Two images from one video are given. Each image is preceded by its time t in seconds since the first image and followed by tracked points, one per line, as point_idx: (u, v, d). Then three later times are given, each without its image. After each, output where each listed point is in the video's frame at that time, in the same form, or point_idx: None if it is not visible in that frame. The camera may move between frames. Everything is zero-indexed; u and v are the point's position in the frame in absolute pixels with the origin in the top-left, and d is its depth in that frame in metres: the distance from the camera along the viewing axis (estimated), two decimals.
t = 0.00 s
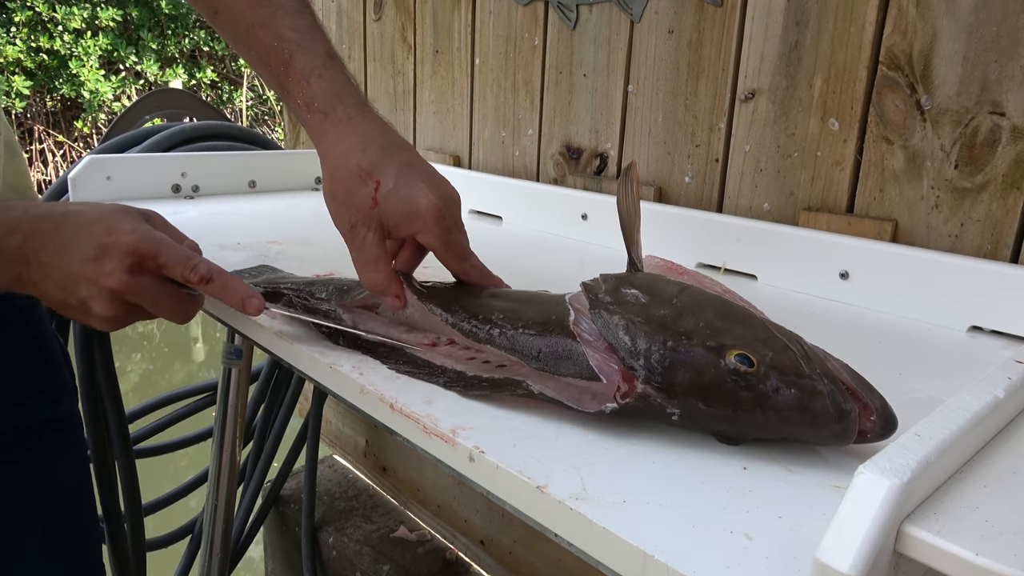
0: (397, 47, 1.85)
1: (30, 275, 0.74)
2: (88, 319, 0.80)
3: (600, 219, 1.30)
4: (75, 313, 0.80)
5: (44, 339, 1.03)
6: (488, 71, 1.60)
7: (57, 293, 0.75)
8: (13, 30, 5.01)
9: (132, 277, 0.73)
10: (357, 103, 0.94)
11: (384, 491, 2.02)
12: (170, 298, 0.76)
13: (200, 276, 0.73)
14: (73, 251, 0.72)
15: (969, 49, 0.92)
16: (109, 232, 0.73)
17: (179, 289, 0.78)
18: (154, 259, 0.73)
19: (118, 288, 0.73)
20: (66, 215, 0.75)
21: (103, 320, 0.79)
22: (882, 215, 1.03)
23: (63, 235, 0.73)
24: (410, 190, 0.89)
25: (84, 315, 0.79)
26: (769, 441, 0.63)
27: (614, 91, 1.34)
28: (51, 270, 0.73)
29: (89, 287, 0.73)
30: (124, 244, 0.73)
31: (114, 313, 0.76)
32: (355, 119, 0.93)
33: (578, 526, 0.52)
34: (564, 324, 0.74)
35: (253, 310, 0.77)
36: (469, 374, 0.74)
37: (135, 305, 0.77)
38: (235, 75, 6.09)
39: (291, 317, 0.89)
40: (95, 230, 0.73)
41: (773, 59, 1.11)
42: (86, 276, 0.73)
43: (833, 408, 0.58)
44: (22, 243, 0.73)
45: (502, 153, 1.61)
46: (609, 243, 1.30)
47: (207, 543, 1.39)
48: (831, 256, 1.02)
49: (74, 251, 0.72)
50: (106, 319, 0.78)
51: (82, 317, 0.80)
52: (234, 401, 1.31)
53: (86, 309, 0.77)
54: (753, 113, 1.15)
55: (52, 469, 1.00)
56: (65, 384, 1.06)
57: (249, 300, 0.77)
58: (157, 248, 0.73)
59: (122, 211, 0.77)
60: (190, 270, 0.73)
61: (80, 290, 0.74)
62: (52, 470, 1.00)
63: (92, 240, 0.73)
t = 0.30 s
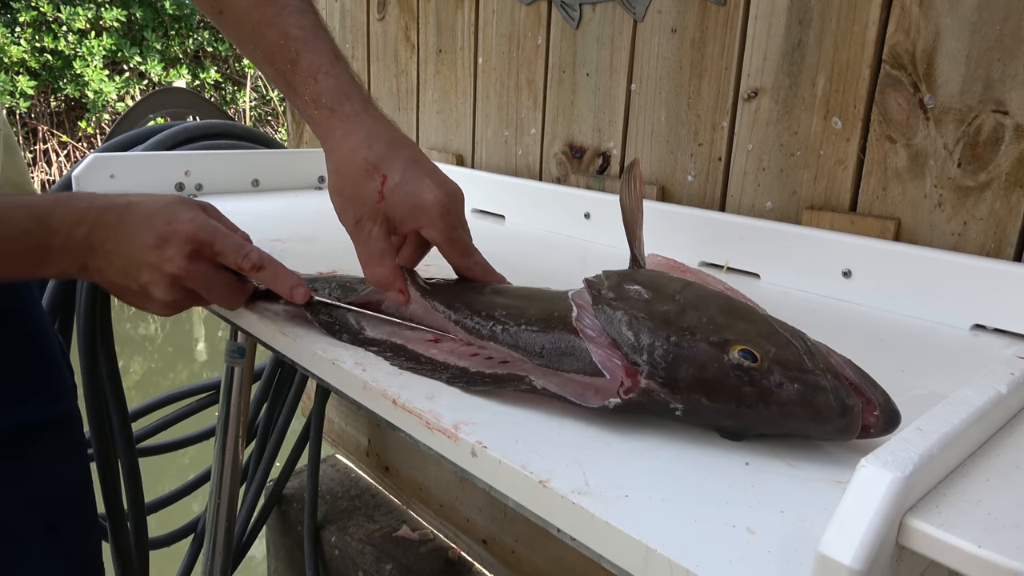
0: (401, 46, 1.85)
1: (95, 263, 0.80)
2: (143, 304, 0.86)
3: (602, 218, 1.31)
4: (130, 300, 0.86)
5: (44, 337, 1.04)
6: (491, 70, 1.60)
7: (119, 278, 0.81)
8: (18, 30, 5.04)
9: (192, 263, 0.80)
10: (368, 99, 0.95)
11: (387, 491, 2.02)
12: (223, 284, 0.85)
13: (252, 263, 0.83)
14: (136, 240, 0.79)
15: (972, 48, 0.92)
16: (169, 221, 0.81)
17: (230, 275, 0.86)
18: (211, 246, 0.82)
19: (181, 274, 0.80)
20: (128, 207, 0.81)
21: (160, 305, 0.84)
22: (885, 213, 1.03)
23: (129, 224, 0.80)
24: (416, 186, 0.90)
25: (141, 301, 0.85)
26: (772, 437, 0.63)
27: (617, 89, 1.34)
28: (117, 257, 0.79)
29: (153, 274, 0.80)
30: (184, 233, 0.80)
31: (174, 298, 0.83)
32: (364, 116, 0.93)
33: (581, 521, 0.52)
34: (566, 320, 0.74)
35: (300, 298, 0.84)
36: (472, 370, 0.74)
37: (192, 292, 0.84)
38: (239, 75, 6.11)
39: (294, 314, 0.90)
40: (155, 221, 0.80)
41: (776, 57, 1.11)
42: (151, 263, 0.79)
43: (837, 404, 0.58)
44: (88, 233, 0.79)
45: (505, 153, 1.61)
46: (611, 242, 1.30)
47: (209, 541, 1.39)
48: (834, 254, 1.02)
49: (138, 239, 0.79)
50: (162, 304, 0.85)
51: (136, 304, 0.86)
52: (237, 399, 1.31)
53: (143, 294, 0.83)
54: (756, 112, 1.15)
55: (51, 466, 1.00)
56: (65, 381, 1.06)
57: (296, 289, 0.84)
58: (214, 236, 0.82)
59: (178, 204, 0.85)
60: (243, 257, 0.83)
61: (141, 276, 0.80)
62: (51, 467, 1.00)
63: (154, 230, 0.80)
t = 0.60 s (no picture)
0: (407, 44, 1.86)
1: (79, 243, 0.78)
2: (123, 286, 0.84)
3: (611, 213, 1.31)
4: (111, 281, 0.84)
5: (55, 334, 1.04)
6: (498, 66, 1.61)
7: (101, 258, 0.79)
8: (20, 30, 5.06)
9: (178, 244, 0.79)
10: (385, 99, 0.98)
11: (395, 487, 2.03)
12: (207, 268, 0.84)
13: (238, 248, 0.82)
14: (123, 219, 0.78)
15: (983, 41, 0.93)
16: (157, 201, 0.80)
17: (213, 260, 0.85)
18: (199, 228, 0.81)
19: (167, 253, 0.79)
20: (116, 186, 0.80)
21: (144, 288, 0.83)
22: (895, 207, 1.04)
23: (115, 203, 0.78)
24: (437, 182, 0.93)
25: (122, 283, 0.83)
26: (790, 428, 0.63)
27: (626, 85, 1.35)
28: (101, 236, 0.78)
29: (138, 252, 0.78)
30: (173, 213, 0.80)
31: (156, 279, 0.81)
32: (383, 115, 0.96)
33: (602, 511, 0.53)
34: (583, 313, 0.75)
35: (282, 285, 0.84)
36: (488, 363, 0.74)
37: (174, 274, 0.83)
38: (241, 74, 6.11)
39: (308, 309, 0.90)
40: (143, 201, 0.79)
41: (785, 52, 1.11)
42: (137, 242, 0.78)
43: (854, 393, 0.59)
44: (73, 213, 0.77)
45: (512, 149, 1.62)
46: (620, 237, 1.30)
47: (220, 538, 1.39)
48: (844, 248, 1.02)
49: (127, 218, 0.78)
50: (144, 286, 0.83)
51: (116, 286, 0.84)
52: (246, 395, 1.32)
53: (126, 275, 0.81)
54: (765, 106, 1.15)
55: (65, 458, 1.01)
56: (77, 376, 1.07)
57: (279, 275, 0.83)
58: (203, 218, 0.81)
59: (167, 186, 0.84)
60: (229, 241, 0.82)
61: (125, 256, 0.79)
62: (65, 460, 1.01)
63: (142, 209, 0.79)
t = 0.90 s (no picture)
0: (414, 34, 1.86)
1: None
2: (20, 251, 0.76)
3: (618, 204, 1.31)
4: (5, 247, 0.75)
5: (67, 320, 1.05)
6: (505, 57, 1.61)
7: None
8: (22, 19, 5.04)
9: (82, 211, 0.73)
10: (420, 80, 0.99)
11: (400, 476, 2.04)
12: (114, 229, 0.77)
13: (151, 211, 0.75)
14: (19, 186, 0.69)
15: (992, 33, 0.93)
16: (57, 164, 0.72)
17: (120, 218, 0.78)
18: (105, 193, 0.73)
19: (71, 220, 0.72)
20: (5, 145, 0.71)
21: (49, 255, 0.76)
22: (903, 198, 1.04)
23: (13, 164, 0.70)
24: (465, 163, 0.94)
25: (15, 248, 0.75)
26: (801, 416, 0.64)
27: (633, 75, 1.35)
28: None
29: (37, 219, 0.71)
30: (76, 177, 0.72)
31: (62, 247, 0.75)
32: (419, 96, 0.98)
33: (616, 497, 0.54)
34: (598, 301, 0.76)
35: (201, 242, 0.80)
36: (500, 351, 0.75)
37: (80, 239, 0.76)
38: (244, 64, 6.10)
39: (319, 298, 0.91)
40: (41, 162, 0.71)
41: (794, 43, 1.11)
42: (36, 209, 0.71)
43: (865, 381, 0.60)
44: None
45: (519, 140, 1.62)
46: (626, 228, 1.31)
47: (227, 526, 1.41)
48: (851, 239, 1.03)
49: (19, 182, 0.69)
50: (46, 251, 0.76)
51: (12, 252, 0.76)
52: (253, 384, 1.33)
53: (28, 243, 0.74)
54: (773, 97, 1.15)
55: (76, 444, 1.01)
56: (90, 363, 1.07)
57: (198, 233, 0.79)
58: (108, 182, 0.73)
59: (65, 145, 0.75)
60: (140, 205, 0.75)
61: (26, 224, 0.71)
62: (76, 445, 1.01)
63: (39, 172, 0.71)
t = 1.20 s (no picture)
0: (413, 29, 1.86)
1: (102, 259, 0.74)
2: (157, 301, 0.79)
3: (620, 197, 1.32)
4: (141, 298, 0.79)
5: (70, 320, 1.05)
6: (505, 52, 1.61)
7: (132, 274, 0.74)
8: (21, 18, 5.03)
9: (213, 256, 0.74)
10: (422, 76, 1.03)
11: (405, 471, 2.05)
12: (245, 277, 0.79)
13: (282, 254, 0.79)
14: (150, 233, 0.72)
15: (992, 23, 0.93)
16: (186, 210, 0.74)
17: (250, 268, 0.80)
18: (235, 237, 0.76)
19: (202, 268, 0.74)
20: (136, 196, 0.74)
21: (179, 304, 0.78)
22: (904, 189, 1.04)
23: (140, 215, 0.73)
24: (468, 159, 0.97)
25: (152, 299, 0.79)
26: (804, 409, 0.65)
27: (634, 69, 1.35)
28: (126, 251, 0.73)
29: (170, 269, 0.73)
30: (204, 223, 0.74)
31: (194, 295, 0.76)
32: (422, 92, 1.02)
33: (621, 491, 0.54)
34: (601, 297, 0.77)
35: (333, 287, 0.83)
36: (506, 348, 0.76)
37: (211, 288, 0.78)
38: (243, 59, 6.08)
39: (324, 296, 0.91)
40: (170, 211, 0.73)
41: (795, 35, 1.11)
42: (168, 258, 0.73)
43: (869, 374, 0.61)
44: (93, 227, 0.72)
45: (520, 134, 1.62)
46: (625, 220, 1.32)
47: (235, 522, 1.42)
48: (852, 230, 1.03)
49: (152, 233, 0.72)
50: (174, 300, 0.78)
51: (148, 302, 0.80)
52: (258, 381, 1.33)
53: (158, 291, 0.77)
54: (774, 90, 1.15)
55: (77, 446, 1.02)
56: (92, 361, 1.07)
57: (329, 276, 0.82)
58: (237, 227, 0.76)
59: (190, 193, 0.77)
60: (272, 249, 0.78)
61: (157, 272, 0.74)
62: (78, 446, 1.02)
63: (169, 221, 0.73)
